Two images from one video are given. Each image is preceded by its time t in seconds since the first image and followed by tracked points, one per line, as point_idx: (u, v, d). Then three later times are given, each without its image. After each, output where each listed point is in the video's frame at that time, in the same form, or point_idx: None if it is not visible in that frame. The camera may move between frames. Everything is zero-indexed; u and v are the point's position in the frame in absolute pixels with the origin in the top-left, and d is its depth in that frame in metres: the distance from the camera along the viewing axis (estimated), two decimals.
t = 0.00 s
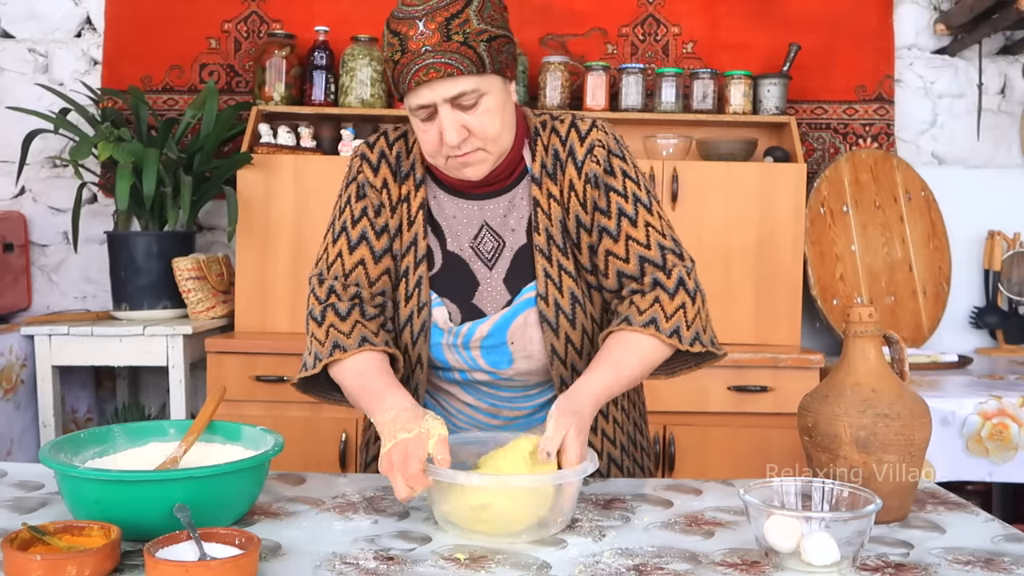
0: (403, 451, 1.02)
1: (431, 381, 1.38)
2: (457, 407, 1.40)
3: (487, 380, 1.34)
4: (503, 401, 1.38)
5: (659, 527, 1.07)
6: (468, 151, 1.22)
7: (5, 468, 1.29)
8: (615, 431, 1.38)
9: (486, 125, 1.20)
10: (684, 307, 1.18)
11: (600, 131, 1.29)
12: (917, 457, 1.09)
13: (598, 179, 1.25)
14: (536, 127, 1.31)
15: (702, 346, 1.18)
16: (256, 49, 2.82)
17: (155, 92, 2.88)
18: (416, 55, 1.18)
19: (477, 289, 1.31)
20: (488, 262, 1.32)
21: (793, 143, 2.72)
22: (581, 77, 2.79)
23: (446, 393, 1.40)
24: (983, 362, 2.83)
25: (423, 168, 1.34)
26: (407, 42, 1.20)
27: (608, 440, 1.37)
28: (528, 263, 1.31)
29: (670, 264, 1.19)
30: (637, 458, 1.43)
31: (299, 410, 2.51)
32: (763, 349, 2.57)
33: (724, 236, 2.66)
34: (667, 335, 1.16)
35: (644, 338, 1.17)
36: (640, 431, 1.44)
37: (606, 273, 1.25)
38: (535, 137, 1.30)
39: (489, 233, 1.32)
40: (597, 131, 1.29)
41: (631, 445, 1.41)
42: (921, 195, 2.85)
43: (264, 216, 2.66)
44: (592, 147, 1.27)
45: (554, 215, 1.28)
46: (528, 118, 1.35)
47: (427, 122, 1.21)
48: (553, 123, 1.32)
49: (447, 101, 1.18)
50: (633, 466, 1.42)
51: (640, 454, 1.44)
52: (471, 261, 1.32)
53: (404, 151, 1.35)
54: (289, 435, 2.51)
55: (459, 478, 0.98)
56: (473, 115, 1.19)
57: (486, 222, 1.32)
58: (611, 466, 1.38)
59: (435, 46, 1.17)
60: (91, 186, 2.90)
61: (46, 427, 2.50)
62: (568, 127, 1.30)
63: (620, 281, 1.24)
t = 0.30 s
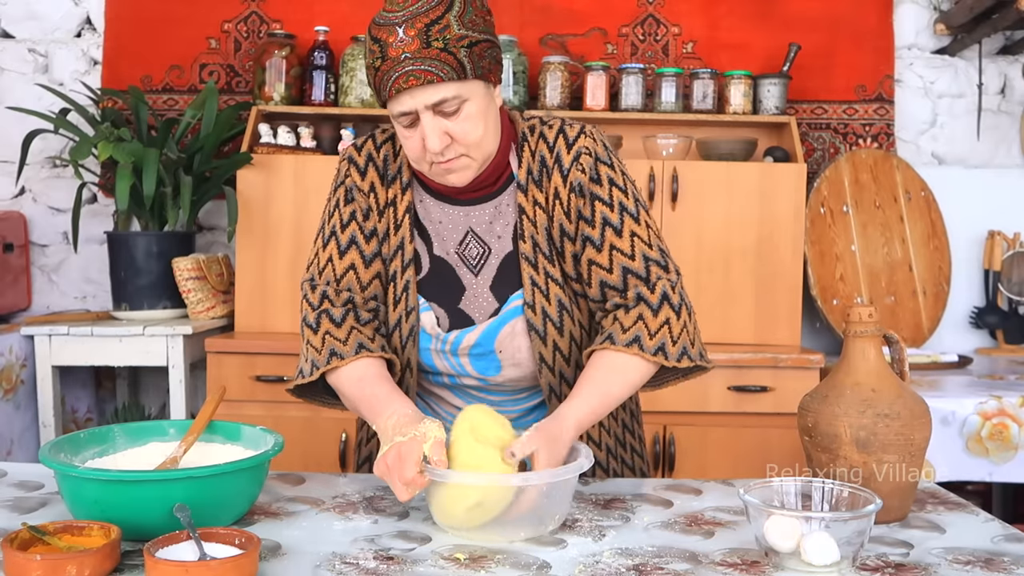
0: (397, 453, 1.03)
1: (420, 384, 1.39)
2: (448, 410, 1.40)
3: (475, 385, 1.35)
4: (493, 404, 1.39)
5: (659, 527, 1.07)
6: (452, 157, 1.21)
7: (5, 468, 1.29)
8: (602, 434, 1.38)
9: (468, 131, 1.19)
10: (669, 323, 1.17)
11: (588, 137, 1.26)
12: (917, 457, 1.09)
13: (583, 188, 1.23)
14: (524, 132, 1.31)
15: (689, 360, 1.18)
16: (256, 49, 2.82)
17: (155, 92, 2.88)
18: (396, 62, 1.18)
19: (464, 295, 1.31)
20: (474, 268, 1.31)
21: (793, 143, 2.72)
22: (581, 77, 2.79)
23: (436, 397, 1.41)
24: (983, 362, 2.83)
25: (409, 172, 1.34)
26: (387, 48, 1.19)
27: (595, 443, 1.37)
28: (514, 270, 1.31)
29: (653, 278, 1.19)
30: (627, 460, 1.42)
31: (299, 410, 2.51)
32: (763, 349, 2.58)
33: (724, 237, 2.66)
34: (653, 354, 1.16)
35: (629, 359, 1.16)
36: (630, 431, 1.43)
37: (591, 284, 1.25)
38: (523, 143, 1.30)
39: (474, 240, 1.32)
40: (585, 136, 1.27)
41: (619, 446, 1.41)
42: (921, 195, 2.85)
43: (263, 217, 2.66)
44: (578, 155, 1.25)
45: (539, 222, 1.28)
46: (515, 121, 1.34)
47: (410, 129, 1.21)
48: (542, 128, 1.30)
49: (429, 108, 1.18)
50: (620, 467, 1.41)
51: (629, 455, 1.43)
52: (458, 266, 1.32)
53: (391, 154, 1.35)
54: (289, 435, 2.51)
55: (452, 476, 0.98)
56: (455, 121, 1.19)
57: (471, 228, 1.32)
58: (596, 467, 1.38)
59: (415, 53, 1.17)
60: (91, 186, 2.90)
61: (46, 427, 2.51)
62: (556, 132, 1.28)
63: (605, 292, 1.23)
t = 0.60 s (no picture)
0: (395, 456, 1.03)
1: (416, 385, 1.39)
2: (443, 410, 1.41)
3: (472, 387, 1.36)
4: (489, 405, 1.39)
5: (659, 527, 1.07)
6: (449, 157, 1.21)
7: (5, 468, 1.29)
8: (600, 435, 1.38)
9: (466, 132, 1.20)
10: (669, 321, 1.16)
11: (586, 138, 1.26)
12: (917, 457, 1.09)
13: (583, 188, 1.23)
14: (520, 132, 1.30)
15: (689, 359, 1.17)
16: (256, 49, 2.82)
17: (155, 92, 2.88)
18: (393, 63, 1.18)
19: (460, 296, 1.31)
20: (470, 268, 1.31)
21: (793, 143, 2.72)
22: (581, 77, 2.79)
23: (433, 398, 1.41)
24: (983, 362, 2.83)
25: (404, 171, 1.34)
26: (384, 48, 1.19)
27: (594, 445, 1.37)
28: (511, 271, 1.30)
29: (655, 277, 1.18)
30: (624, 461, 1.42)
31: (299, 410, 2.51)
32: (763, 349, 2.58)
33: (724, 237, 2.66)
34: (653, 351, 1.15)
35: (625, 354, 1.15)
36: (627, 433, 1.43)
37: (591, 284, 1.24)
38: (519, 143, 1.29)
39: (471, 240, 1.32)
40: (583, 137, 1.26)
41: (616, 448, 1.40)
42: (921, 195, 2.85)
43: (264, 216, 2.66)
44: (577, 155, 1.24)
45: (537, 223, 1.27)
46: (512, 121, 1.34)
47: (406, 129, 1.21)
48: (538, 128, 1.30)
49: (426, 109, 1.18)
50: (618, 468, 1.41)
51: (626, 456, 1.43)
52: (454, 267, 1.32)
53: (386, 154, 1.34)
54: (289, 435, 2.51)
55: (449, 474, 0.99)
56: (453, 122, 1.19)
57: (467, 229, 1.32)
58: (594, 468, 1.38)
59: (412, 53, 1.17)
60: (91, 186, 2.90)
61: (46, 427, 2.51)
62: (553, 132, 1.28)
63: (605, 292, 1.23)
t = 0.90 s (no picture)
0: (391, 461, 1.02)
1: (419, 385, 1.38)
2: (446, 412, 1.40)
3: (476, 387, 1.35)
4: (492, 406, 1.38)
5: (659, 527, 1.07)
6: (458, 156, 1.21)
7: (5, 468, 1.29)
8: (600, 436, 1.38)
9: (475, 131, 1.20)
10: (658, 340, 1.18)
11: (592, 144, 1.26)
12: (917, 457, 1.09)
13: (585, 195, 1.24)
14: (528, 134, 1.30)
15: (675, 376, 1.19)
16: (256, 49, 2.82)
17: (155, 93, 2.88)
18: (404, 60, 1.18)
19: (464, 295, 1.30)
20: (474, 268, 1.31)
21: (793, 143, 2.72)
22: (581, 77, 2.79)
23: (435, 398, 1.40)
24: (983, 362, 2.83)
25: (411, 170, 1.34)
26: (396, 46, 1.19)
27: (594, 446, 1.37)
28: (515, 272, 1.30)
29: (647, 292, 1.19)
30: (625, 462, 1.42)
31: (299, 410, 2.51)
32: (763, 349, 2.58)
33: (724, 237, 2.66)
34: (638, 369, 1.17)
35: (610, 371, 1.17)
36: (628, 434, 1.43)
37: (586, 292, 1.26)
38: (525, 145, 1.29)
39: (475, 240, 1.31)
40: (589, 143, 1.27)
41: (616, 451, 1.40)
42: (921, 195, 2.85)
43: (264, 216, 2.66)
44: (582, 161, 1.25)
45: (541, 225, 1.27)
46: (521, 122, 1.34)
47: (416, 127, 1.21)
48: (545, 130, 1.30)
49: (437, 106, 1.18)
50: (619, 469, 1.41)
51: (627, 457, 1.43)
52: (457, 266, 1.31)
53: (392, 152, 1.35)
54: (289, 435, 2.51)
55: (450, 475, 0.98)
56: (463, 120, 1.19)
57: (471, 228, 1.32)
58: (594, 468, 1.38)
59: (424, 51, 1.17)
60: (91, 186, 2.90)
61: (46, 427, 2.51)
62: (560, 136, 1.28)
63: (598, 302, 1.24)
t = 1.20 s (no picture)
0: (394, 461, 0.97)
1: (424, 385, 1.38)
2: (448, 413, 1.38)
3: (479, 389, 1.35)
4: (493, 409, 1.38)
5: (659, 527, 1.07)
6: (478, 158, 1.21)
7: (5, 468, 1.29)
8: (597, 445, 1.40)
9: (498, 135, 1.20)
10: (672, 370, 1.20)
11: (619, 174, 1.28)
12: (917, 457, 1.09)
13: (611, 223, 1.25)
14: (553, 152, 1.30)
15: (675, 410, 1.21)
16: (256, 49, 2.82)
17: (155, 92, 2.88)
18: (433, 59, 1.18)
19: (479, 299, 1.31)
20: (491, 273, 1.32)
21: (793, 143, 2.72)
22: (581, 77, 2.79)
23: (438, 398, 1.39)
24: (983, 362, 2.83)
25: (432, 168, 1.35)
26: (426, 44, 1.19)
27: (591, 454, 1.39)
28: (530, 285, 1.31)
29: (666, 323, 1.21)
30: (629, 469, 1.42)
31: (299, 410, 2.52)
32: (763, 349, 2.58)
33: (725, 237, 2.66)
34: (650, 394, 1.18)
35: (626, 389, 1.17)
36: (633, 442, 1.42)
37: (602, 314, 1.27)
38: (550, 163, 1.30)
39: (492, 247, 1.32)
40: (616, 173, 1.28)
41: (617, 457, 1.41)
42: (921, 195, 2.85)
43: (264, 217, 2.66)
44: (609, 189, 1.26)
45: (559, 244, 1.28)
46: (546, 139, 1.34)
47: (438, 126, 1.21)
48: (571, 152, 1.31)
49: (461, 108, 1.18)
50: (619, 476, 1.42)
51: (631, 463, 1.42)
52: (475, 270, 1.32)
53: (413, 149, 1.35)
54: (289, 434, 2.51)
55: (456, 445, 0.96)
56: (486, 123, 1.19)
57: (489, 234, 1.33)
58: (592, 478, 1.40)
59: (453, 51, 1.17)
60: (91, 186, 2.90)
61: (46, 427, 2.51)
62: (587, 161, 1.29)
63: (615, 327, 1.25)
